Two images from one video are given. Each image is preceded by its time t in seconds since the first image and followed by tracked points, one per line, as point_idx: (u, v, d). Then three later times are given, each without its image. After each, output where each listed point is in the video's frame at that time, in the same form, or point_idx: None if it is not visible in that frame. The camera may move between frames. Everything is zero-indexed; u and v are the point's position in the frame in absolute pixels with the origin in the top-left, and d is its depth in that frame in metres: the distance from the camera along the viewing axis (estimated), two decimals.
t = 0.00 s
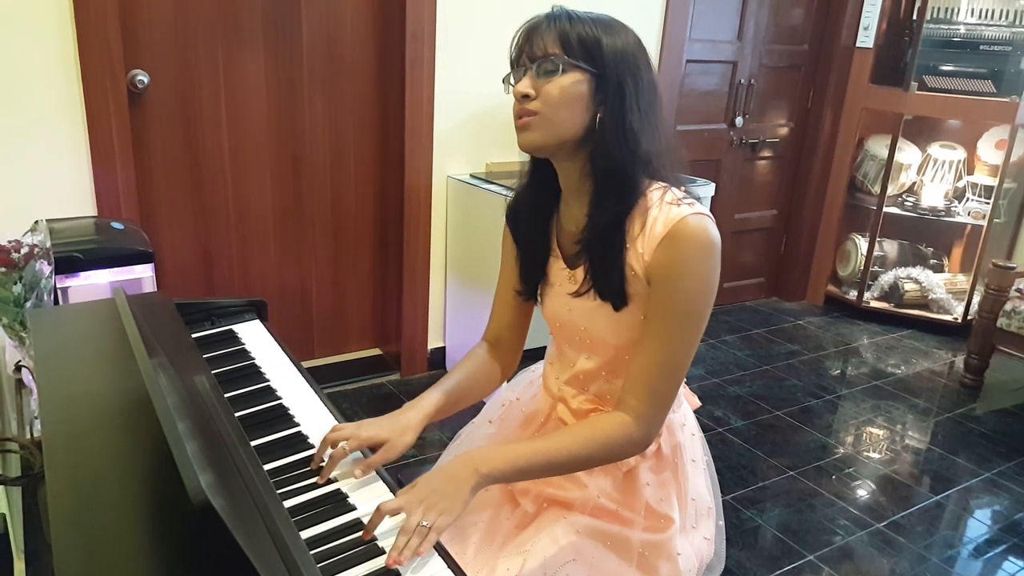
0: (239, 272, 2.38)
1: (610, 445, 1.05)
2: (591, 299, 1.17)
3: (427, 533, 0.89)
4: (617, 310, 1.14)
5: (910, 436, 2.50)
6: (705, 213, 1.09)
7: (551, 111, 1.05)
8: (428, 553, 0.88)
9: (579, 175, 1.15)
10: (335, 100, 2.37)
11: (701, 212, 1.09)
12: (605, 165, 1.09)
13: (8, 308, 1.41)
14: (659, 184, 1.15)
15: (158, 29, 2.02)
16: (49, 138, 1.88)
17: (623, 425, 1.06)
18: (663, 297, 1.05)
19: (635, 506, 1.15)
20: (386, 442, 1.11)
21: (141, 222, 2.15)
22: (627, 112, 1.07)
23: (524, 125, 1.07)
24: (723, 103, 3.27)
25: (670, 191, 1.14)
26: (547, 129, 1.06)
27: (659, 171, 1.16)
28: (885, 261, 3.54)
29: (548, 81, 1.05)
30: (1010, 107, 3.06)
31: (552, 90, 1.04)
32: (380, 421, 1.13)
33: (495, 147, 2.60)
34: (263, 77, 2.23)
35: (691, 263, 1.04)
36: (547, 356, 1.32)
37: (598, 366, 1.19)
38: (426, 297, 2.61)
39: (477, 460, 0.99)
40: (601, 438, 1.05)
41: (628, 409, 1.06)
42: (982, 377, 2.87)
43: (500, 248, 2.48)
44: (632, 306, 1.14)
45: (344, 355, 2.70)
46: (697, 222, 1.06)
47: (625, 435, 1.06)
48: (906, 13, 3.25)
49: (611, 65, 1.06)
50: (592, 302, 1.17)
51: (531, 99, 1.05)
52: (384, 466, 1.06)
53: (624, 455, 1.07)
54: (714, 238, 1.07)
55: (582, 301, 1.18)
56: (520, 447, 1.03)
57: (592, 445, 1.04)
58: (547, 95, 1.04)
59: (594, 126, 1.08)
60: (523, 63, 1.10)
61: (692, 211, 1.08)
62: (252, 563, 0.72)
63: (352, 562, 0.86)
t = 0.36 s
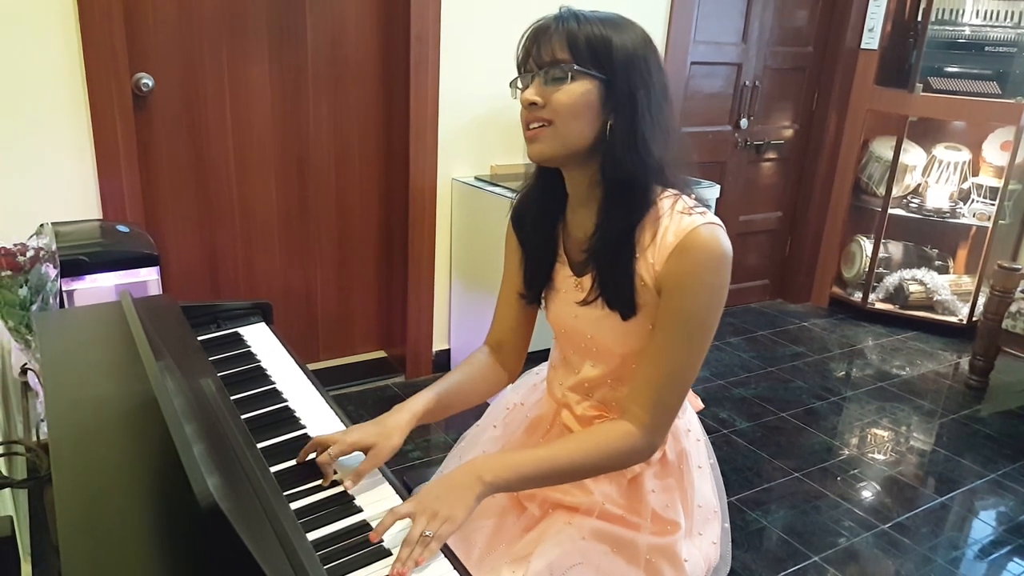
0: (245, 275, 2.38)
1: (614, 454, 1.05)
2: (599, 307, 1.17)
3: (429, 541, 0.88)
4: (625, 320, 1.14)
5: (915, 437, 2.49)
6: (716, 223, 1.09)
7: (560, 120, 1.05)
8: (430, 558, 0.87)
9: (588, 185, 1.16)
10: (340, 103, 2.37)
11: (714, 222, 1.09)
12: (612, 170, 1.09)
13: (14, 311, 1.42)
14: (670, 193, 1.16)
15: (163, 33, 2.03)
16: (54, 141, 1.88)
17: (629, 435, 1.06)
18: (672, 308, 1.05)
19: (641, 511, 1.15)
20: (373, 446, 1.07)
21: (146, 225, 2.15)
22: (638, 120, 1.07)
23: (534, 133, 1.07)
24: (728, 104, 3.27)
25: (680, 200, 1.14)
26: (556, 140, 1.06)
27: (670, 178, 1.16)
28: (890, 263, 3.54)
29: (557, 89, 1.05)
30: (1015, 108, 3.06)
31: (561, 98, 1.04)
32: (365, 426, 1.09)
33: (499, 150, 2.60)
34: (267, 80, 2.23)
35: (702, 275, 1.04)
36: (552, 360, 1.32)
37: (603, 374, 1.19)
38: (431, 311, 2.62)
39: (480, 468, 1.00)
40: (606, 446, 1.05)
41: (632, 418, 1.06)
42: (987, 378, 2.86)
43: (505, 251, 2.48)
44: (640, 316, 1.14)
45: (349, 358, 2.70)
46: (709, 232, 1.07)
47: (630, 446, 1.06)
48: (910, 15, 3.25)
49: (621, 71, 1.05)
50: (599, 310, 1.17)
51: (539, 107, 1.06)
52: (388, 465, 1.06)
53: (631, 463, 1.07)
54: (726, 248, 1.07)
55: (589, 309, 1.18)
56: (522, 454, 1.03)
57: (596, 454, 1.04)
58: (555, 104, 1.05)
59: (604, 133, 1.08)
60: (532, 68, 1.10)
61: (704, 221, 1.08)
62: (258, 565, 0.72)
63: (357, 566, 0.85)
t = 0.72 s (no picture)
0: (242, 273, 2.37)
1: (619, 462, 1.06)
2: (606, 310, 1.17)
3: (433, 542, 0.88)
4: (633, 324, 1.14)
5: (910, 432, 2.50)
6: (727, 230, 1.09)
7: (568, 125, 1.05)
8: (434, 558, 0.87)
9: (597, 189, 1.16)
10: (337, 101, 2.36)
11: (726, 229, 1.09)
12: (621, 173, 1.10)
13: (9, 310, 1.41)
14: (682, 198, 1.16)
15: (159, 31, 2.02)
16: (47, 140, 1.87)
17: (636, 441, 1.06)
18: (682, 315, 1.05)
19: (643, 510, 1.16)
20: (375, 450, 1.06)
21: (142, 224, 2.14)
22: (647, 124, 1.06)
23: (541, 136, 1.08)
24: (724, 101, 3.27)
25: (692, 205, 1.14)
26: (563, 144, 1.06)
27: (681, 182, 1.16)
28: (885, 259, 3.56)
29: (565, 92, 1.05)
30: (1008, 104, 3.08)
31: (569, 101, 1.04)
32: (368, 430, 1.09)
33: (496, 148, 2.59)
34: (264, 78, 2.22)
35: (713, 283, 1.04)
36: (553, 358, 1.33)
37: (606, 375, 1.20)
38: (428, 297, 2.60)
39: (486, 473, 1.00)
40: (610, 453, 1.06)
41: (640, 425, 1.07)
42: (981, 373, 2.87)
43: (503, 249, 2.45)
44: (648, 321, 1.14)
45: (347, 356, 2.69)
46: (720, 240, 1.06)
47: (637, 452, 1.06)
48: (905, 12, 3.26)
49: (630, 73, 1.04)
50: (607, 313, 1.17)
51: (546, 110, 1.06)
52: (391, 467, 1.06)
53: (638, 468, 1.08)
54: (737, 255, 1.07)
55: (596, 312, 1.19)
56: (528, 459, 1.03)
57: (601, 459, 1.05)
58: (562, 108, 1.05)
59: (613, 137, 1.08)
60: (540, 68, 1.10)
61: (716, 228, 1.08)
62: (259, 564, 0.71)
63: (358, 564, 0.85)
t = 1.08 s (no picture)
0: (238, 275, 2.36)
1: (621, 467, 1.06)
2: (615, 314, 1.17)
3: (435, 549, 0.88)
4: (642, 330, 1.15)
5: (908, 429, 2.51)
6: (740, 238, 1.09)
7: (583, 130, 1.06)
8: (436, 563, 0.87)
9: (609, 193, 1.17)
10: (332, 102, 2.36)
11: (738, 236, 1.09)
12: (637, 178, 1.10)
13: (5, 315, 1.41)
14: (696, 204, 1.16)
15: (153, 32, 2.01)
16: (41, 143, 1.86)
17: (639, 449, 1.07)
18: (691, 321, 1.05)
19: (645, 512, 1.17)
20: (367, 460, 1.05)
21: (137, 226, 2.13)
22: (663, 129, 1.06)
23: (555, 139, 1.08)
24: (720, 99, 3.27)
25: (706, 213, 1.14)
26: (576, 148, 1.07)
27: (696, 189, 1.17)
28: (881, 255, 3.57)
29: (580, 96, 1.05)
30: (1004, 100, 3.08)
31: (583, 105, 1.05)
32: (364, 439, 1.08)
33: (493, 148, 2.59)
34: (258, 78, 2.21)
35: (723, 290, 1.05)
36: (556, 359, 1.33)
37: (611, 378, 1.20)
38: (425, 294, 2.60)
39: (488, 478, 1.00)
40: (611, 459, 1.06)
41: (643, 432, 1.07)
42: (980, 370, 2.88)
43: (498, 250, 2.43)
44: (658, 327, 1.14)
45: (344, 358, 2.69)
46: (732, 247, 1.07)
47: (640, 458, 1.07)
48: (900, 9, 3.24)
49: (648, 78, 1.05)
50: (615, 317, 1.17)
51: (560, 113, 1.06)
52: (391, 468, 1.05)
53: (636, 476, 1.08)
54: (749, 263, 1.07)
55: (603, 317, 1.19)
56: (530, 464, 1.04)
57: (603, 466, 1.05)
58: (577, 112, 1.05)
59: (628, 143, 1.09)
60: (555, 69, 1.10)
61: (728, 236, 1.08)
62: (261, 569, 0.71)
63: (359, 569, 0.85)
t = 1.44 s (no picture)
0: (240, 279, 2.36)
1: (628, 469, 1.06)
2: (620, 317, 1.17)
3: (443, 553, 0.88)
4: (647, 332, 1.14)
5: (914, 425, 2.50)
6: (745, 238, 1.08)
7: (593, 130, 1.05)
8: (444, 568, 0.87)
9: (617, 193, 1.16)
10: (332, 104, 2.36)
11: (744, 236, 1.09)
12: (648, 181, 1.09)
13: (9, 321, 1.41)
14: (700, 204, 1.15)
15: (152, 36, 2.01)
16: (43, 148, 1.86)
17: (645, 450, 1.07)
18: (698, 324, 1.05)
19: (653, 515, 1.17)
20: (386, 467, 1.06)
21: (139, 230, 2.14)
22: (675, 132, 1.06)
23: (564, 138, 1.07)
24: (721, 96, 3.26)
25: (710, 213, 1.14)
26: (585, 148, 1.06)
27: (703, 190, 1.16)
28: (886, 251, 3.55)
29: (592, 96, 1.04)
30: (1008, 94, 3.07)
31: (595, 106, 1.04)
32: (382, 445, 1.09)
33: (494, 148, 2.59)
34: (258, 80, 2.21)
35: (729, 291, 1.05)
36: (561, 361, 1.33)
37: (617, 379, 1.19)
38: (427, 296, 2.60)
39: (494, 481, 1.00)
40: (617, 461, 1.06)
41: (650, 434, 1.07)
42: (986, 365, 2.87)
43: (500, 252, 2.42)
44: (663, 329, 1.14)
45: (347, 360, 2.69)
46: (738, 248, 1.06)
47: (644, 459, 1.06)
48: (901, 3, 3.24)
49: (662, 81, 1.05)
50: (620, 320, 1.17)
51: (571, 112, 1.05)
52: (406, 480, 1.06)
53: (642, 479, 1.08)
54: (755, 264, 1.07)
55: (608, 320, 1.18)
56: (536, 467, 1.03)
57: (610, 470, 1.05)
58: (588, 111, 1.05)
59: (638, 145, 1.09)
60: (567, 66, 1.09)
61: (733, 236, 1.08)
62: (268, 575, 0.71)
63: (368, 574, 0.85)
